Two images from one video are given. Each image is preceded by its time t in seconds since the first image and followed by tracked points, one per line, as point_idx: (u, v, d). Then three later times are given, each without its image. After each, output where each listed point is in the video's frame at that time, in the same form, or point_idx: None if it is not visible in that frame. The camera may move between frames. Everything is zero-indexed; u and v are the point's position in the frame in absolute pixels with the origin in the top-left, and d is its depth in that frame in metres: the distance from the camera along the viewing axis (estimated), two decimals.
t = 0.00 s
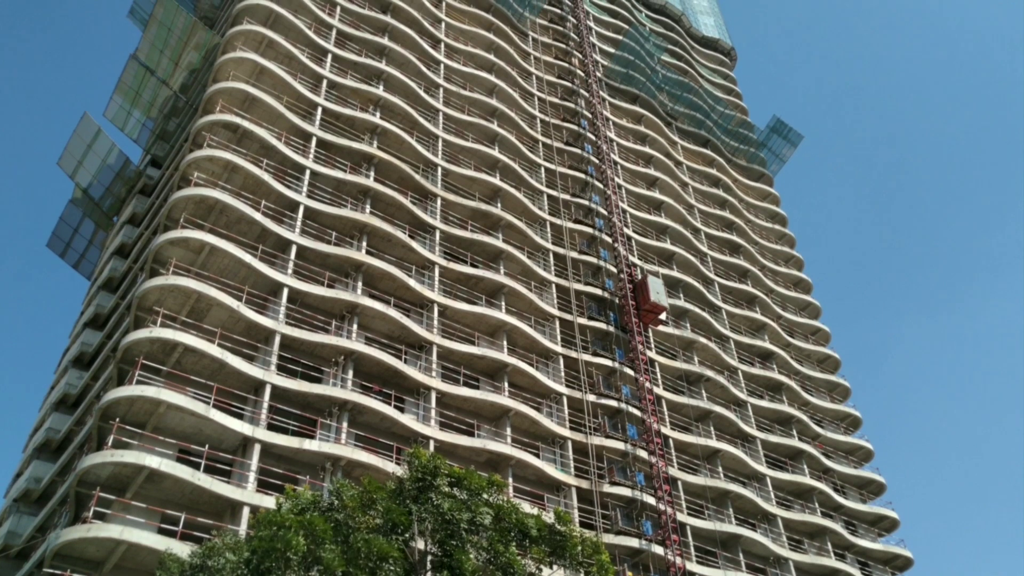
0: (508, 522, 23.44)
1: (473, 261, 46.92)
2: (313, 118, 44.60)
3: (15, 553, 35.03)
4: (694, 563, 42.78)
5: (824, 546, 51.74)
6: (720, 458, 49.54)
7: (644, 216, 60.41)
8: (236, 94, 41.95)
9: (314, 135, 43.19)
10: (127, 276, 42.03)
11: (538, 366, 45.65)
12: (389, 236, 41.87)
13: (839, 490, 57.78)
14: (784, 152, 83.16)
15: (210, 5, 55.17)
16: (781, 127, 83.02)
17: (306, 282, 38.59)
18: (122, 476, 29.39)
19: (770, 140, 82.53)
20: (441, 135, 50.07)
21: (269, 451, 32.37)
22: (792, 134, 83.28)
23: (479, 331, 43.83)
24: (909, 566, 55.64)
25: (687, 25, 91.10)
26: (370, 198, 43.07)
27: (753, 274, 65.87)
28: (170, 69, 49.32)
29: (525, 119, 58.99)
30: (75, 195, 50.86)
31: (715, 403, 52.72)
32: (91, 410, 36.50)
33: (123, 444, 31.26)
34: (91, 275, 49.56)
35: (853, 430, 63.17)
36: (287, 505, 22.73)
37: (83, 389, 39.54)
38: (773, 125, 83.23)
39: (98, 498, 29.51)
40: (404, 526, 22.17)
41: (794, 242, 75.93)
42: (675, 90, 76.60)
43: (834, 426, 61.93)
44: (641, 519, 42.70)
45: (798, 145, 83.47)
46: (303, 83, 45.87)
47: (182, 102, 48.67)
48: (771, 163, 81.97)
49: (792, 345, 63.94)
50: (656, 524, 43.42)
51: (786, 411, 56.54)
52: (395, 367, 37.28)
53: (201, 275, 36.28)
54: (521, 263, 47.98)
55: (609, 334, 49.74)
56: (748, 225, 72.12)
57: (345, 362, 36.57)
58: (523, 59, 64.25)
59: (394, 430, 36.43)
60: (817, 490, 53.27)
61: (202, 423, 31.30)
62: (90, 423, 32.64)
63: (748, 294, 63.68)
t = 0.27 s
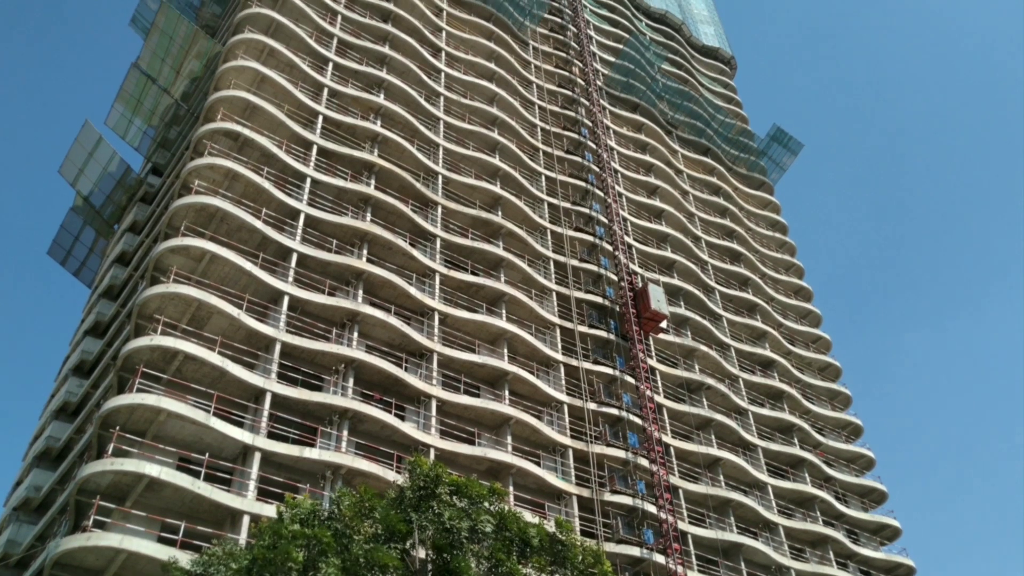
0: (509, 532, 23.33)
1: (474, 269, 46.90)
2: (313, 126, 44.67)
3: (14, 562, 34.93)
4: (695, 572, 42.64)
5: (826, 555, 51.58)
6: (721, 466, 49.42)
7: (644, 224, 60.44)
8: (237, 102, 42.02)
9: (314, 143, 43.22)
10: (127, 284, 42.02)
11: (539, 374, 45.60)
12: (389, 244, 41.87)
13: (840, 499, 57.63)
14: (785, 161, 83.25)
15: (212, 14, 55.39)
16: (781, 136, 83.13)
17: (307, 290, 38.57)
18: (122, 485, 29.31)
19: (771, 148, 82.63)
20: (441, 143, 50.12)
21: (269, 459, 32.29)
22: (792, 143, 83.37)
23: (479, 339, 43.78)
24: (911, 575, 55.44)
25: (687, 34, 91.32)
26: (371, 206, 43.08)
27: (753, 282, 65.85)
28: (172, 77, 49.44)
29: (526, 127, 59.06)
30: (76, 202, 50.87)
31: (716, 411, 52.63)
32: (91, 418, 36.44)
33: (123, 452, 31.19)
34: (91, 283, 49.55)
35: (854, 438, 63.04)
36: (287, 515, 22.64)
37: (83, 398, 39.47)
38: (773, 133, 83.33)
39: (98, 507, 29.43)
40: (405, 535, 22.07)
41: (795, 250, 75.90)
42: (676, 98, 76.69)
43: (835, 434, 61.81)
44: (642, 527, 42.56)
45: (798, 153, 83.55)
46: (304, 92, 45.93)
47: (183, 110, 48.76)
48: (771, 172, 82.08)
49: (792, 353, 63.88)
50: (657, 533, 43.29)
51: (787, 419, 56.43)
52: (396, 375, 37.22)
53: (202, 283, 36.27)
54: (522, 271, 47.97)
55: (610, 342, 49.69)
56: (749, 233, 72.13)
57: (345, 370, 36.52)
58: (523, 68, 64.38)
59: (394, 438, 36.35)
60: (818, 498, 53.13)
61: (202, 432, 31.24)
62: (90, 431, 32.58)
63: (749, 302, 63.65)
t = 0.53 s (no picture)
0: (510, 541, 23.30)
1: (474, 277, 46.89)
2: (314, 134, 44.74)
3: (12, 571, 34.82)
4: None
5: (827, 564, 51.42)
6: (722, 474, 49.31)
7: (644, 232, 60.48)
8: (238, 110, 42.10)
9: (315, 151, 43.28)
10: (127, 292, 42.03)
11: (539, 383, 45.55)
12: (389, 252, 41.87)
13: (841, 507, 57.50)
14: (784, 169, 83.36)
15: (213, 22, 55.54)
16: (781, 144, 83.24)
17: (307, 297, 38.56)
18: (121, 493, 29.24)
19: (771, 157, 82.75)
20: (441, 152, 50.20)
21: (269, 468, 32.22)
22: (792, 151, 83.48)
23: (479, 347, 43.74)
24: None
25: (687, 42, 91.58)
26: (371, 214, 43.11)
27: (753, 290, 65.84)
28: (173, 86, 49.53)
29: (526, 135, 59.17)
30: (76, 210, 50.91)
31: (716, 419, 52.54)
32: (90, 426, 36.41)
33: (122, 461, 31.14)
34: (92, 290, 49.54)
35: (855, 446, 62.91)
36: (287, 523, 22.63)
37: (82, 406, 39.42)
38: (773, 141, 83.45)
39: (97, 515, 29.37)
40: (404, 544, 22.02)
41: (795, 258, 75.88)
42: (675, 107, 76.85)
43: (836, 442, 61.69)
44: (642, 536, 42.44)
45: (798, 161, 83.64)
46: (304, 100, 46.01)
47: (184, 118, 48.82)
48: (771, 180, 82.19)
49: (793, 361, 63.81)
50: (658, 542, 43.16)
51: (788, 428, 56.33)
52: (396, 383, 37.18)
53: (202, 291, 36.27)
54: (522, 279, 47.97)
55: (610, 350, 49.64)
56: (749, 241, 72.15)
57: (345, 378, 36.47)
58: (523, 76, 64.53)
59: (394, 446, 36.27)
60: (819, 507, 52.99)
61: (202, 440, 31.18)
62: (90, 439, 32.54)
63: (749, 310, 63.62)
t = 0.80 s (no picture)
0: (511, 549, 23.21)
1: (474, 284, 46.88)
2: (314, 142, 44.79)
3: None
4: None
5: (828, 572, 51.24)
6: (723, 483, 49.20)
7: (644, 240, 60.50)
8: (238, 119, 42.17)
9: (315, 159, 43.32)
10: (127, 300, 42.02)
11: (539, 391, 45.49)
12: (389, 260, 41.85)
13: (842, 516, 57.36)
14: (784, 177, 83.45)
15: (213, 31, 55.71)
16: (781, 152, 83.35)
17: (307, 305, 38.55)
18: (120, 501, 29.16)
19: (770, 165, 82.86)
20: (441, 159, 50.26)
21: (268, 476, 32.13)
22: (791, 159, 83.59)
23: (479, 355, 43.69)
24: None
25: (686, 51, 91.85)
26: (371, 222, 43.12)
27: (753, 297, 65.82)
28: (173, 94, 49.64)
29: (526, 143, 59.26)
30: (76, 218, 50.96)
31: (716, 427, 52.46)
32: (89, 434, 36.36)
33: (121, 468, 31.08)
34: (91, 298, 49.53)
35: (856, 454, 62.80)
36: (287, 532, 22.56)
37: (82, 413, 39.35)
38: (772, 149, 83.57)
39: (96, 523, 29.29)
40: (404, 553, 21.91)
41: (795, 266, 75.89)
42: (675, 115, 76.99)
43: (836, 450, 61.58)
44: (642, 544, 42.29)
45: (798, 169, 83.75)
46: (304, 108, 46.08)
47: (184, 126, 48.89)
48: (771, 188, 82.29)
49: (793, 369, 63.75)
50: (659, 550, 43.02)
51: (788, 436, 56.23)
52: (395, 390, 37.12)
53: (202, 299, 36.26)
54: (522, 286, 47.96)
55: (610, 358, 49.59)
56: (748, 249, 72.17)
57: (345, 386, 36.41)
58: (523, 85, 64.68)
59: (394, 454, 36.19)
60: (820, 515, 52.84)
61: (201, 447, 31.12)
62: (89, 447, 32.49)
63: (749, 318, 63.59)
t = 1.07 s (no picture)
0: (509, 557, 23.18)
1: (473, 292, 46.88)
2: (314, 150, 44.86)
3: None
4: None
5: None
6: (723, 491, 49.11)
7: (644, 247, 60.54)
8: (238, 127, 42.24)
9: (315, 167, 43.39)
10: (127, 307, 42.01)
11: (539, 399, 45.44)
12: (389, 268, 41.87)
13: (842, 524, 57.25)
14: (783, 184, 83.57)
15: (213, 40, 55.85)
16: (780, 160, 83.48)
17: (306, 313, 38.56)
18: (119, 509, 29.09)
19: (770, 172, 82.99)
20: (441, 167, 50.33)
21: (268, 484, 32.07)
22: (791, 167, 83.72)
23: (479, 363, 43.67)
24: None
25: (686, 59, 92.11)
26: (370, 230, 43.16)
27: (753, 305, 65.81)
28: (173, 102, 49.74)
29: (526, 151, 59.36)
30: (76, 226, 50.99)
31: (716, 435, 52.39)
32: (88, 442, 36.30)
33: (120, 476, 31.02)
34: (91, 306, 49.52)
35: (856, 462, 62.70)
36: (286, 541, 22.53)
37: (80, 421, 39.29)
38: (772, 157, 83.72)
39: (94, 531, 29.22)
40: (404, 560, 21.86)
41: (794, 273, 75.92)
42: (674, 123, 77.13)
43: (836, 458, 61.49)
44: (642, 553, 42.19)
45: (797, 177, 83.87)
46: (304, 116, 46.15)
47: (184, 134, 48.95)
48: (770, 195, 82.41)
49: (793, 377, 63.71)
50: (658, 558, 42.92)
51: (788, 443, 56.16)
52: (395, 398, 37.10)
53: (201, 306, 36.25)
54: (521, 294, 47.97)
55: (610, 365, 49.56)
56: (748, 257, 72.22)
57: (345, 394, 36.38)
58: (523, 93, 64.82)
59: (393, 462, 36.13)
60: (820, 524, 52.73)
61: (200, 455, 31.07)
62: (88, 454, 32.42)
63: (749, 326, 63.58)
